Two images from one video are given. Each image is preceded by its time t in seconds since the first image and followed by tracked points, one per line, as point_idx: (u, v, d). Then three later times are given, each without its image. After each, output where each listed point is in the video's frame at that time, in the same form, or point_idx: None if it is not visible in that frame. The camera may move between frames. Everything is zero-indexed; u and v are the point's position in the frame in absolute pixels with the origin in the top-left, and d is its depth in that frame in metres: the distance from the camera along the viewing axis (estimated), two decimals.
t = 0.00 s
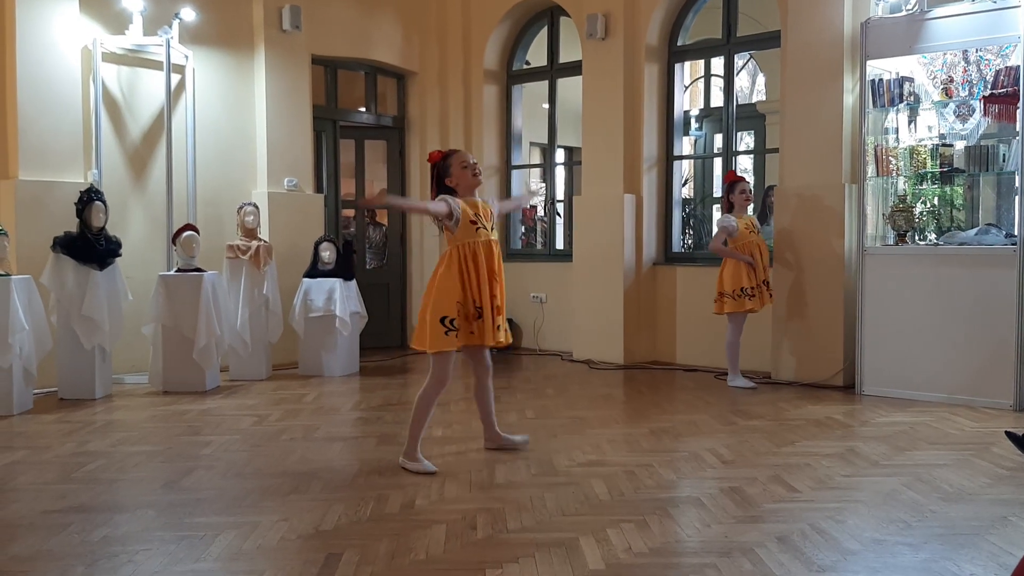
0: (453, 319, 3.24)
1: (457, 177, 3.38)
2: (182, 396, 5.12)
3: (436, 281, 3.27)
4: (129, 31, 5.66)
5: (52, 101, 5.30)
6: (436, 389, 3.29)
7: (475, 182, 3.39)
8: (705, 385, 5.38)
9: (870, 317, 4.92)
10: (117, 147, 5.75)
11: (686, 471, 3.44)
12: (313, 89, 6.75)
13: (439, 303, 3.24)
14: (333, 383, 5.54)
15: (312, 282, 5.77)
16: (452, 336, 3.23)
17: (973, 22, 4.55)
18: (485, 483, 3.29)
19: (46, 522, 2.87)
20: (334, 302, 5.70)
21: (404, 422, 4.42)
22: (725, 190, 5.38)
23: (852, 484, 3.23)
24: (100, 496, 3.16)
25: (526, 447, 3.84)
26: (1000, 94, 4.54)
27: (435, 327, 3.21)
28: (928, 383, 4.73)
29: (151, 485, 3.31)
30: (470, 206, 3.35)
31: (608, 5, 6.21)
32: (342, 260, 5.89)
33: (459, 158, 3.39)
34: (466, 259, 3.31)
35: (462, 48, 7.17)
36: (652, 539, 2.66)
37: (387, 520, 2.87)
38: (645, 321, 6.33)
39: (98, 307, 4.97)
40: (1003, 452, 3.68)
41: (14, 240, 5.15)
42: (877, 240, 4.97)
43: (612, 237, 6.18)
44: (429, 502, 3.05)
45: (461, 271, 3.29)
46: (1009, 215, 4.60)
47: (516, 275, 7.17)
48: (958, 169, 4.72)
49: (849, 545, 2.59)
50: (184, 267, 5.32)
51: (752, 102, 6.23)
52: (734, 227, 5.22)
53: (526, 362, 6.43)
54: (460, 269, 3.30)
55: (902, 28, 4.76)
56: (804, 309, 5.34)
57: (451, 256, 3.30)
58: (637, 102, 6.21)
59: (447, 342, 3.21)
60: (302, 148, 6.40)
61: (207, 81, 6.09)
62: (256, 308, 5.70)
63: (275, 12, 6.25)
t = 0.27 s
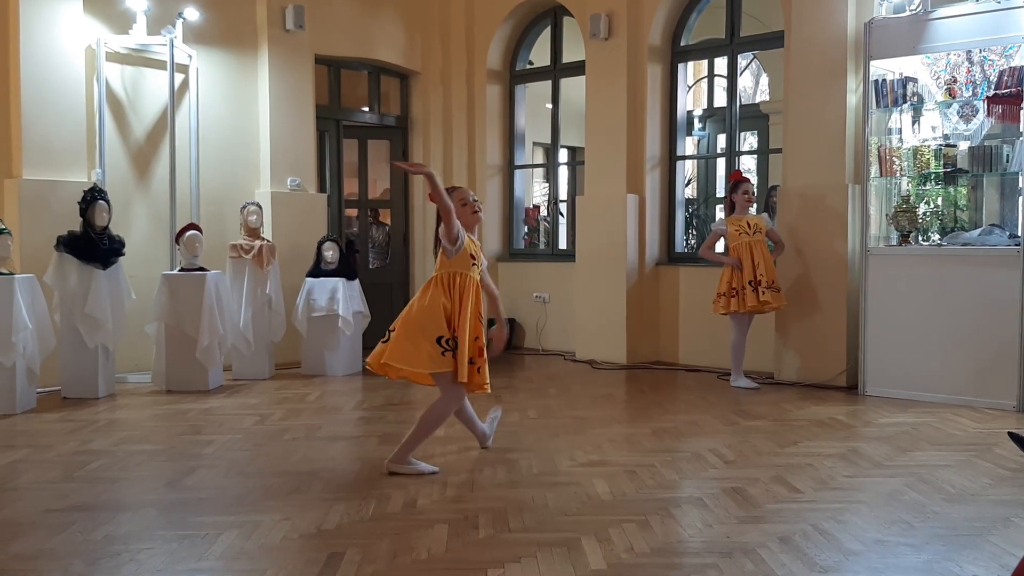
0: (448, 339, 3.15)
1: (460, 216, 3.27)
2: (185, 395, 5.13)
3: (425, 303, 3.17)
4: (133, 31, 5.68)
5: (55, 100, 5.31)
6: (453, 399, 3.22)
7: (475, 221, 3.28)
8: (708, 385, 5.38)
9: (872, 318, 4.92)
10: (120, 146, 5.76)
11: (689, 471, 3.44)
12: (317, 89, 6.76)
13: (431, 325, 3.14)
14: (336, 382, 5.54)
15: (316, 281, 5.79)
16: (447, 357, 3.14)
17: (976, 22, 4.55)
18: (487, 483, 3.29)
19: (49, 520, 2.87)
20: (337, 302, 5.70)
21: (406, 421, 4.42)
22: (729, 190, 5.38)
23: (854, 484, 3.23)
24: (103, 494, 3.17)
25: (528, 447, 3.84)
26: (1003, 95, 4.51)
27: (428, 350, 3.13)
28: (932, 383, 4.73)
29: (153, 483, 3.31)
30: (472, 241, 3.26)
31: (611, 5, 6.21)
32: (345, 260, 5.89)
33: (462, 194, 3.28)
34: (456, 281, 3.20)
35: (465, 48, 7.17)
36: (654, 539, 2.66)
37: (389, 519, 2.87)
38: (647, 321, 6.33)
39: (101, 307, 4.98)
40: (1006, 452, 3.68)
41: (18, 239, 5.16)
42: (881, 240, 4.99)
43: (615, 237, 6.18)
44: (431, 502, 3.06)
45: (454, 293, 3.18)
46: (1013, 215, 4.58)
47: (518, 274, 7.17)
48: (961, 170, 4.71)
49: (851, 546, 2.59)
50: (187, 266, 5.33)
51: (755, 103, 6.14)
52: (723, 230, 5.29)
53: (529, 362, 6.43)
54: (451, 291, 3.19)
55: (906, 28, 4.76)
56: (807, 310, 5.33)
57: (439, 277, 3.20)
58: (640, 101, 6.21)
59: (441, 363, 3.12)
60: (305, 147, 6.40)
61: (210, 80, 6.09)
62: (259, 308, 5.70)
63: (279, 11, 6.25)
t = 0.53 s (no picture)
0: (455, 307, 3.14)
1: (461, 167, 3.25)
2: (190, 395, 5.13)
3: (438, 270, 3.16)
4: (139, 31, 5.69)
5: (61, 101, 5.32)
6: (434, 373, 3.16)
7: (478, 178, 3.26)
8: (713, 386, 5.38)
9: (878, 319, 4.91)
10: (126, 147, 5.78)
11: (693, 472, 3.44)
12: (322, 90, 6.76)
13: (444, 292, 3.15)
14: (341, 382, 5.55)
15: (321, 282, 5.78)
16: (452, 324, 3.13)
17: (982, 23, 4.54)
18: (491, 483, 3.29)
19: (55, 519, 2.88)
20: (343, 302, 5.71)
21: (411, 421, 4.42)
22: (734, 191, 5.37)
23: (859, 486, 3.22)
24: (108, 494, 3.17)
25: (533, 448, 3.84)
26: (1009, 96, 4.49)
27: (436, 316, 3.12)
28: (938, 385, 4.72)
29: (158, 483, 3.32)
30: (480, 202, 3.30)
31: (617, 6, 6.20)
32: (350, 260, 5.90)
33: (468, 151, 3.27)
34: (470, 247, 3.19)
35: (471, 48, 7.17)
36: (659, 540, 2.66)
37: (394, 519, 2.87)
38: (652, 322, 6.33)
39: (107, 307, 4.99)
40: (1012, 454, 3.67)
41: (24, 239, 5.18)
42: (887, 241, 4.97)
43: (620, 238, 6.17)
44: (435, 502, 3.06)
45: (467, 260, 3.18)
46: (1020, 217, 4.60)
47: (523, 275, 7.17)
48: (968, 171, 4.73)
49: (856, 547, 2.59)
50: (192, 266, 5.34)
51: (761, 104, 6.10)
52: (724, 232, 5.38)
53: (534, 362, 6.42)
54: (466, 256, 3.18)
55: (912, 29, 4.75)
56: (813, 311, 5.32)
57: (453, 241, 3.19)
58: (646, 102, 6.21)
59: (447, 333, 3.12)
60: (311, 148, 6.41)
61: (216, 81, 6.10)
62: (264, 308, 5.71)
63: (284, 12, 6.26)
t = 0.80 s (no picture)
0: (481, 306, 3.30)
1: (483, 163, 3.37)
2: (196, 394, 5.14)
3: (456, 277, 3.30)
4: (145, 32, 5.71)
5: (68, 101, 5.34)
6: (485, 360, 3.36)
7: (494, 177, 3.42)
8: (718, 387, 5.37)
9: (884, 320, 4.90)
10: (133, 147, 5.79)
11: (698, 473, 3.43)
12: (328, 90, 6.77)
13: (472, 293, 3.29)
14: (346, 382, 5.56)
15: (327, 282, 5.80)
16: (481, 323, 3.29)
17: (988, 23, 4.53)
18: (496, 484, 3.29)
19: (60, 518, 2.88)
20: (347, 302, 5.71)
21: (416, 421, 4.42)
22: (740, 192, 5.37)
23: (865, 487, 3.21)
24: (114, 493, 3.18)
25: (538, 448, 3.84)
26: (1016, 96, 4.50)
27: (464, 316, 3.28)
28: (943, 386, 4.71)
29: (163, 482, 3.33)
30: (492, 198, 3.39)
31: (623, 6, 6.20)
32: (355, 260, 5.90)
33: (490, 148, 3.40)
34: (486, 246, 3.35)
35: (476, 48, 7.18)
36: (664, 540, 2.66)
37: (398, 519, 2.88)
38: (658, 322, 6.32)
39: (114, 306, 5.00)
40: (1019, 456, 3.66)
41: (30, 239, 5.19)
42: (893, 242, 4.96)
43: (625, 238, 6.18)
44: (440, 502, 3.06)
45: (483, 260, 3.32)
46: None
47: (528, 275, 7.17)
48: (974, 172, 4.71)
49: (861, 549, 2.58)
50: (198, 266, 5.35)
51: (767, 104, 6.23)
52: (742, 230, 5.24)
53: (539, 363, 6.42)
54: (481, 256, 3.33)
55: (919, 30, 4.74)
56: (818, 311, 5.32)
57: (467, 242, 3.32)
58: (651, 102, 6.21)
59: (478, 330, 3.28)
60: (317, 148, 6.42)
61: (223, 81, 6.12)
62: (270, 308, 5.72)
63: (290, 12, 6.27)
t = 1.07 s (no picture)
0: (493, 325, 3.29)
1: (493, 182, 3.42)
2: (200, 394, 5.15)
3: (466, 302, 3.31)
4: (151, 32, 5.72)
5: (74, 101, 5.35)
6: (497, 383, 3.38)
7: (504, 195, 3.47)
8: (723, 387, 5.37)
9: (888, 321, 4.89)
10: (138, 147, 5.80)
11: (702, 473, 3.43)
12: (333, 90, 6.78)
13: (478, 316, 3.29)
14: (350, 382, 5.56)
15: (330, 282, 5.80)
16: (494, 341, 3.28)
17: (994, 24, 4.52)
18: (500, 484, 3.29)
19: (65, 517, 2.89)
20: (352, 302, 5.72)
21: (420, 421, 4.43)
22: (744, 192, 5.36)
23: (869, 488, 3.21)
24: (118, 492, 3.19)
25: (542, 449, 3.84)
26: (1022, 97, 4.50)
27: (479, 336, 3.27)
28: (947, 386, 4.71)
29: (168, 482, 3.33)
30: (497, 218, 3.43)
31: (627, 6, 6.20)
32: (360, 261, 5.92)
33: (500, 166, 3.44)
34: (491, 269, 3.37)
35: (481, 48, 7.18)
36: (668, 541, 2.66)
37: (402, 519, 2.88)
38: (662, 323, 6.32)
39: (119, 306, 5.01)
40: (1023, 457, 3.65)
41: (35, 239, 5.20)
42: (898, 243, 4.94)
43: (629, 238, 6.17)
44: (444, 502, 3.06)
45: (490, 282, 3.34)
46: None
47: (532, 275, 7.17)
48: (979, 173, 4.72)
49: (865, 550, 2.58)
50: (203, 266, 5.35)
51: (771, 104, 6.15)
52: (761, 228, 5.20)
53: (543, 363, 6.42)
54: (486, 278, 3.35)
55: (924, 30, 4.74)
56: (823, 312, 5.31)
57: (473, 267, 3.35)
58: (656, 102, 6.21)
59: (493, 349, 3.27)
60: (322, 148, 6.43)
61: (228, 81, 6.12)
62: (274, 308, 5.72)
63: (295, 12, 6.27)
